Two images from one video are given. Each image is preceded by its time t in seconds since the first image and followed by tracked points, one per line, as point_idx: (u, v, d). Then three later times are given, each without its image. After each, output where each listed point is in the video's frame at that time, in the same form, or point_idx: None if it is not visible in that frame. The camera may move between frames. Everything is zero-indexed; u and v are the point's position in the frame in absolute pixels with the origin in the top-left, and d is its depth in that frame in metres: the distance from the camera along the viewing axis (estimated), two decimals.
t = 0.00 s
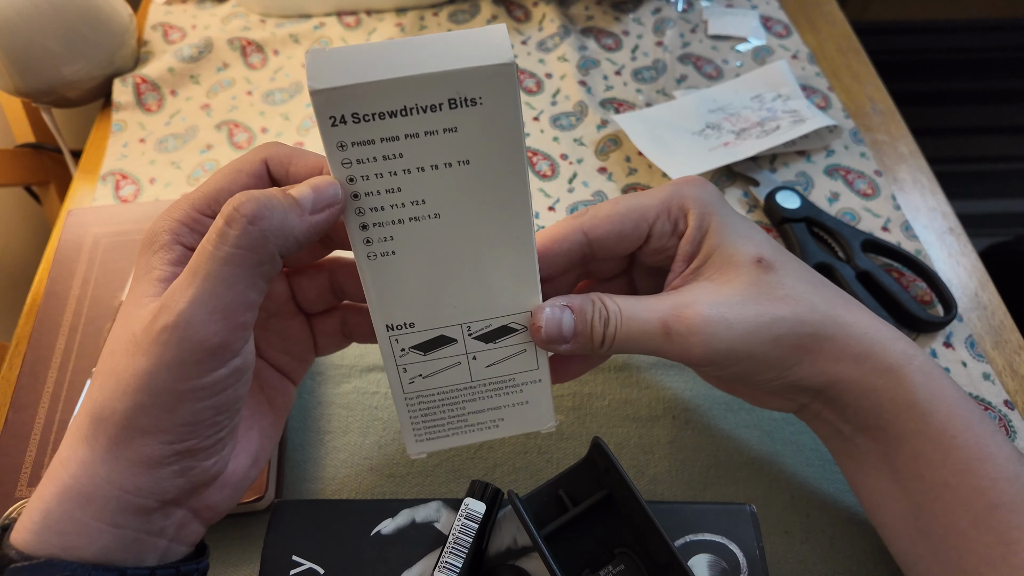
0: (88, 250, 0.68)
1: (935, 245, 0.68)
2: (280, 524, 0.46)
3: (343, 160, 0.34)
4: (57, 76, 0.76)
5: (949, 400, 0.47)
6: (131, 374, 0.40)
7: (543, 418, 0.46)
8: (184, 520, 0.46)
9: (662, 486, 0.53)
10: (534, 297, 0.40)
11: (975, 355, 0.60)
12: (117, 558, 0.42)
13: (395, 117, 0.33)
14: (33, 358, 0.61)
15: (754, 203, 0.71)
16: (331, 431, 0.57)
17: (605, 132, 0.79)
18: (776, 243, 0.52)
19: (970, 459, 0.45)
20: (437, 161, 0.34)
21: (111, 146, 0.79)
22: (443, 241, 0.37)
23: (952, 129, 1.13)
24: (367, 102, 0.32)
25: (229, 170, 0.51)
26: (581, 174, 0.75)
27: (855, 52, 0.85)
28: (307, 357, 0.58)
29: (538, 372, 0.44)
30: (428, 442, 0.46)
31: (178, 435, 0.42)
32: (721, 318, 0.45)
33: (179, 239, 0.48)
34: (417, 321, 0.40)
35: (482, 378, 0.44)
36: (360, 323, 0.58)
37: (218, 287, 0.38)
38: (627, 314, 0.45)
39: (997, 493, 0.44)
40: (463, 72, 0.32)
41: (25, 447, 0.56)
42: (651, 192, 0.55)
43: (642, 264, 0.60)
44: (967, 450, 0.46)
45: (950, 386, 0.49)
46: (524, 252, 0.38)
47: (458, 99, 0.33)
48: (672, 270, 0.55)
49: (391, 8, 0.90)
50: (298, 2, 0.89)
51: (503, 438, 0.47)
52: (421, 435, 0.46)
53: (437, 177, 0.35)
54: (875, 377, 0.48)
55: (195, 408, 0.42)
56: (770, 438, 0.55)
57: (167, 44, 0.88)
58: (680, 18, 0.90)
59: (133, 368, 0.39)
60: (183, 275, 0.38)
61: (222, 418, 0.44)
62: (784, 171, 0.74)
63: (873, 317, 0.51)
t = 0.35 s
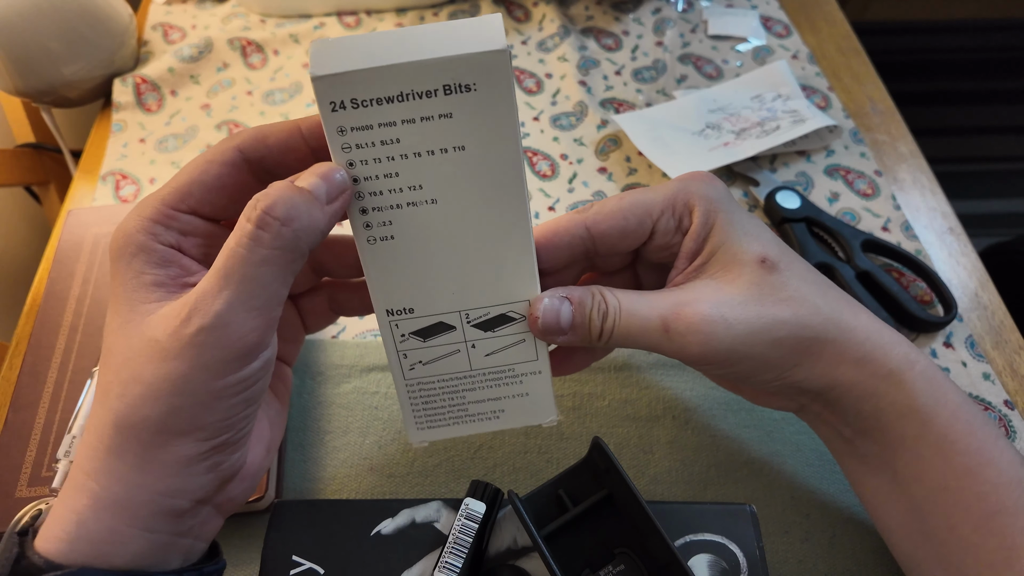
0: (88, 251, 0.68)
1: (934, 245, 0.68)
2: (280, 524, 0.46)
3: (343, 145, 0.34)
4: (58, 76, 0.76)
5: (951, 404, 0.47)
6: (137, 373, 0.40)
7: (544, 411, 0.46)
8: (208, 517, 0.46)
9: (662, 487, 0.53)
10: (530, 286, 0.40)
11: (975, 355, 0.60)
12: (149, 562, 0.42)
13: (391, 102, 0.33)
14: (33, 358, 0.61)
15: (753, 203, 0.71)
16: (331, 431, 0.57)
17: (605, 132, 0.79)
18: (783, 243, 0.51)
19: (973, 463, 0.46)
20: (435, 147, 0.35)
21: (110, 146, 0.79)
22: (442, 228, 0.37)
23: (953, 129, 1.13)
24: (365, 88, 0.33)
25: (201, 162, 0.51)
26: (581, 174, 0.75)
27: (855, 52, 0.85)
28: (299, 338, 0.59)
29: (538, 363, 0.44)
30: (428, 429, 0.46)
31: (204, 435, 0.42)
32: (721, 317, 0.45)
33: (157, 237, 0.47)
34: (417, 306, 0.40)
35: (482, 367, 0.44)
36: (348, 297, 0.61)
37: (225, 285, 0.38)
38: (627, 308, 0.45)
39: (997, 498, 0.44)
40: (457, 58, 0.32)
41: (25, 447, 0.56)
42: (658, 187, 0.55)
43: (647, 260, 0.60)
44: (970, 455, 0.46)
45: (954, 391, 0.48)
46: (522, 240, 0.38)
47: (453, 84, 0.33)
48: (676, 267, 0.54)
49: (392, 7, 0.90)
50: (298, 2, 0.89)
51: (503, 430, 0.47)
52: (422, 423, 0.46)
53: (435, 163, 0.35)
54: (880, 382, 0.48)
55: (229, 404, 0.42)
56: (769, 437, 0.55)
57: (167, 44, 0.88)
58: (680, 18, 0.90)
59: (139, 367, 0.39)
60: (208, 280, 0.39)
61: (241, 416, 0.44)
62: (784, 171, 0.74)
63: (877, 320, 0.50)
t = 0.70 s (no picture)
0: (88, 251, 0.68)
1: (935, 246, 0.68)
2: (281, 524, 0.46)
3: (336, 146, 0.35)
4: (58, 76, 0.76)
5: (950, 412, 0.47)
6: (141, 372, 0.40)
7: (545, 410, 0.46)
8: (218, 509, 0.45)
9: (662, 487, 0.53)
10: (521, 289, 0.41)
11: (975, 355, 0.60)
12: (164, 557, 0.42)
13: (381, 104, 0.34)
14: (33, 358, 0.61)
15: (754, 203, 0.71)
16: (331, 432, 0.57)
17: (605, 132, 0.79)
18: (784, 246, 0.50)
19: (970, 474, 0.45)
20: (424, 147, 0.35)
21: (111, 146, 0.79)
22: (435, 226, 0.38)
23: (953, 129, 1.13)
24: (353, 91, 0.33)
25: (201, 159, 0.51)
26: (581, 174, 0.75)
27: (854, 52, 0.85)
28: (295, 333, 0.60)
29: (536, 360, 0.44)
30: (431, 425, 0.46)
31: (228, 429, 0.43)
32: (716, 322, 0.45)
33: (161, 234, 0.47)
34: (415, 303, 0.41)
35: (480, 365, 0.44)
36: (344, 293, 0.59)
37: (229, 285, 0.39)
38: (622, 309, 0.46)
39: (997, 506, 0.44)
40: (441, 60, 0.33)
41: (25, 447, 0.56)
42: (658, 185, 0.55)
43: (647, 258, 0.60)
44: (967, 463, 0.45)
45: (952, 400, 0.47)
46: (513, 239, 0.38)
47: (439, 86, 0.33)
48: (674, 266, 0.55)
49: (391, 8, 0.90)
50: (298, 2, 0.89)
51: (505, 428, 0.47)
52: (425, 419, 0.46)
53: (425, 162, 0.36)
54: (873, 394, 0.47)
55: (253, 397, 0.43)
56: (769, 437, 0.55)
57: (166, 44, 0.88)
58: (680, 18, 0.90)
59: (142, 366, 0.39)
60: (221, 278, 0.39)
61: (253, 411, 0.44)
62: (784, 171, 0.74)
63: (874, 326, 0.49)
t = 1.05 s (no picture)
0: (88, 250, 0.68)
1: (935, 246, 0.68)
2: (281, 524, 0.46)
3: (343, 126, 0.36)
4: (57, 76, 0.76)
5: (950, 414, 0.46)
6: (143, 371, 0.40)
7: (548, 401, 0.45)
8: (196, 513, 0.46)
9: (662, 486, 0.53)
10: (524, 274, 0.41)
11: (976, 355, 0.60)
12: (137, 555, 0.42)
13: (388, 82, 0.35)
14: (33, 358, 0.61)
15: (754, 202, 0.71)
16: (331, 432, 0.57)
17: (605, 132, 0.79)
18: (789, 244, 0.50)
19: (972, 473, 0.45)
20: (430, 126, 0.36)
21: (111, 146, 0.79)
22: (439, 208, 0.38)
23: (953, 129, 1.13)
24: (362, 70, 0.35)
25: (213, 154, 0.51)
26: (581, 174, 0.75)
27: (854, 52, 0.85)
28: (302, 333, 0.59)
29: (539, 349, 0.44)
30: (432, 417, 0.46)
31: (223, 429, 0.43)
32: (720, 317, 0.44)
33: (172, 230, 0.47)
34: (417, 288, 0.41)
35: (482, 353, 0.44)
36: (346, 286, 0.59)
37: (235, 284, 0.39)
38: (627, 299, 0.45)
39: (998, 506, 0.44)
40: (448, 39, 0.34)
41: (25, 447, 0.56)
42: (663, 177, 0.55)
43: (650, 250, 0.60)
44: (968, 463, 0.45)
45: (953, 401, 0.47)
46: (517, 222, 0.39)
47: (446, 65, 0.34)
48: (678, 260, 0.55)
49: (391, 8, 0.90)
50: (298, 2, 0.89)
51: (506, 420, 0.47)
52: (425, 411, 0.46)
53: (431, 141, 0.36)
54: (876, 393, 0.47)
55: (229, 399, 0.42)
56: (770, 438, 0.55)
57: (167, 44, 0.88)
58: (680, 18, 0.90)
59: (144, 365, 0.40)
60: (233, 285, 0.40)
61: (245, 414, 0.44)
62: (784, 171, 0.74)
63: (877, 326, 0.49)
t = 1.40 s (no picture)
0: (88, 250, 0.68)
1: (935, 246, 0.68)
2: (281, 524, 0.46)
3: (341, 122, 0.37)
4: (57, 76, 0.76)
5: (950, 414, 0.47)
6: (143, 371, 0.40)
7: (550, 398, 0.45)
8: (201, 512, 0.46)
9: (662, 486, 0.53)
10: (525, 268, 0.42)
11: (975, 355, 0.60)
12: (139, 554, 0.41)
13: (387, 77, 0.36)
14: (33, 359, 0.61)
15: (754, 202, 0.71)
16: (331, 432, 0.57)
17: (605, 132, 0.79)
18: (789, 243, 0.50)
19: (972, 473, 0.45)
20: (429, 121, 0.37)
21: (111, 146, 0.79)
22: (438, 203, 0.39)
23: (953, 129, 1.13)
24: (361, 64, 0.35)
25: (212, 157, 0.51)
26: (581, 174, 0.75)
27: (855, 53, 0.85)
28: (301, 337, 0.59)
29: (540, 346, 0.44)
30: (432, 420, 0.46)
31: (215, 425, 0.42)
32: (722, 315, 0.44)
33: (165, 230, 0.47)
34: (417, 286, 0.42)
35: (483, 351, 0.44)
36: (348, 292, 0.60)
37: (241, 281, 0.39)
38: (628, 296, 0.45)
39: (998, 507, 0.44)
40: (447, 32, 0.35)
41: (25, 447, 0.56)
42: (663, 175, 0.55)
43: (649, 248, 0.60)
44: (968, 464, 0.45)
45: (953, 401, 0.47)
46: (515, 216, 0.40)
47: (445, 58, 0.35)
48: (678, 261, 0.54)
49: (391, 8, 0.90)
50: (298, 2, 0.89)
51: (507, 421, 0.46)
52: (426, 413, 0.45)
53: (430, 135, 0.37)
54: (877, 393, 0.47)
55: (232, 394, 0.42)
56: (770, 438, 0.55)
57: (167, 44, 0.88)
58: (680, 18, 0.90)
59: (145, 364, 0.40)
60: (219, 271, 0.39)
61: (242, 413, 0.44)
62: (784, 171, 0.74)
63: (875, 324, 0.49)
